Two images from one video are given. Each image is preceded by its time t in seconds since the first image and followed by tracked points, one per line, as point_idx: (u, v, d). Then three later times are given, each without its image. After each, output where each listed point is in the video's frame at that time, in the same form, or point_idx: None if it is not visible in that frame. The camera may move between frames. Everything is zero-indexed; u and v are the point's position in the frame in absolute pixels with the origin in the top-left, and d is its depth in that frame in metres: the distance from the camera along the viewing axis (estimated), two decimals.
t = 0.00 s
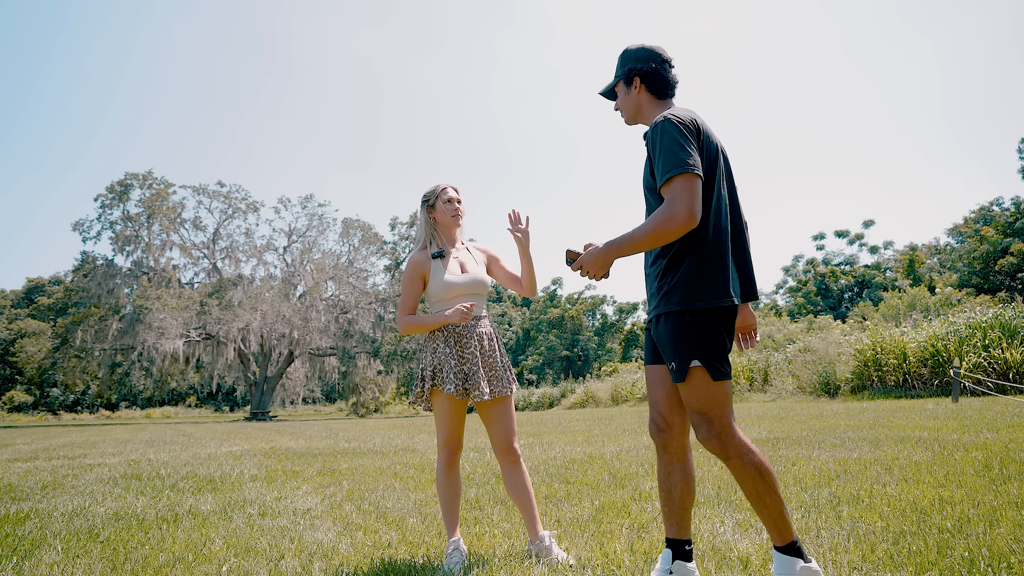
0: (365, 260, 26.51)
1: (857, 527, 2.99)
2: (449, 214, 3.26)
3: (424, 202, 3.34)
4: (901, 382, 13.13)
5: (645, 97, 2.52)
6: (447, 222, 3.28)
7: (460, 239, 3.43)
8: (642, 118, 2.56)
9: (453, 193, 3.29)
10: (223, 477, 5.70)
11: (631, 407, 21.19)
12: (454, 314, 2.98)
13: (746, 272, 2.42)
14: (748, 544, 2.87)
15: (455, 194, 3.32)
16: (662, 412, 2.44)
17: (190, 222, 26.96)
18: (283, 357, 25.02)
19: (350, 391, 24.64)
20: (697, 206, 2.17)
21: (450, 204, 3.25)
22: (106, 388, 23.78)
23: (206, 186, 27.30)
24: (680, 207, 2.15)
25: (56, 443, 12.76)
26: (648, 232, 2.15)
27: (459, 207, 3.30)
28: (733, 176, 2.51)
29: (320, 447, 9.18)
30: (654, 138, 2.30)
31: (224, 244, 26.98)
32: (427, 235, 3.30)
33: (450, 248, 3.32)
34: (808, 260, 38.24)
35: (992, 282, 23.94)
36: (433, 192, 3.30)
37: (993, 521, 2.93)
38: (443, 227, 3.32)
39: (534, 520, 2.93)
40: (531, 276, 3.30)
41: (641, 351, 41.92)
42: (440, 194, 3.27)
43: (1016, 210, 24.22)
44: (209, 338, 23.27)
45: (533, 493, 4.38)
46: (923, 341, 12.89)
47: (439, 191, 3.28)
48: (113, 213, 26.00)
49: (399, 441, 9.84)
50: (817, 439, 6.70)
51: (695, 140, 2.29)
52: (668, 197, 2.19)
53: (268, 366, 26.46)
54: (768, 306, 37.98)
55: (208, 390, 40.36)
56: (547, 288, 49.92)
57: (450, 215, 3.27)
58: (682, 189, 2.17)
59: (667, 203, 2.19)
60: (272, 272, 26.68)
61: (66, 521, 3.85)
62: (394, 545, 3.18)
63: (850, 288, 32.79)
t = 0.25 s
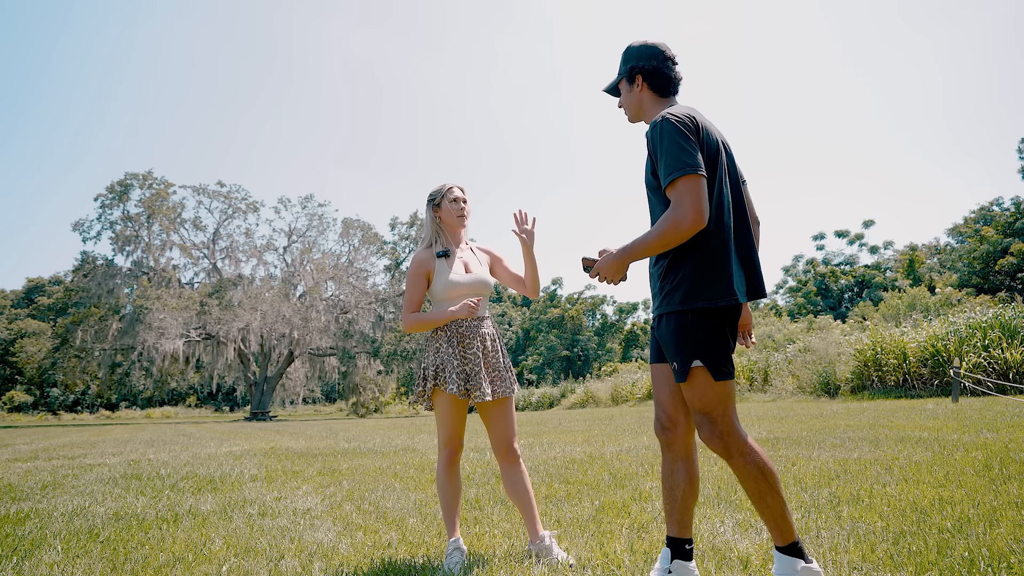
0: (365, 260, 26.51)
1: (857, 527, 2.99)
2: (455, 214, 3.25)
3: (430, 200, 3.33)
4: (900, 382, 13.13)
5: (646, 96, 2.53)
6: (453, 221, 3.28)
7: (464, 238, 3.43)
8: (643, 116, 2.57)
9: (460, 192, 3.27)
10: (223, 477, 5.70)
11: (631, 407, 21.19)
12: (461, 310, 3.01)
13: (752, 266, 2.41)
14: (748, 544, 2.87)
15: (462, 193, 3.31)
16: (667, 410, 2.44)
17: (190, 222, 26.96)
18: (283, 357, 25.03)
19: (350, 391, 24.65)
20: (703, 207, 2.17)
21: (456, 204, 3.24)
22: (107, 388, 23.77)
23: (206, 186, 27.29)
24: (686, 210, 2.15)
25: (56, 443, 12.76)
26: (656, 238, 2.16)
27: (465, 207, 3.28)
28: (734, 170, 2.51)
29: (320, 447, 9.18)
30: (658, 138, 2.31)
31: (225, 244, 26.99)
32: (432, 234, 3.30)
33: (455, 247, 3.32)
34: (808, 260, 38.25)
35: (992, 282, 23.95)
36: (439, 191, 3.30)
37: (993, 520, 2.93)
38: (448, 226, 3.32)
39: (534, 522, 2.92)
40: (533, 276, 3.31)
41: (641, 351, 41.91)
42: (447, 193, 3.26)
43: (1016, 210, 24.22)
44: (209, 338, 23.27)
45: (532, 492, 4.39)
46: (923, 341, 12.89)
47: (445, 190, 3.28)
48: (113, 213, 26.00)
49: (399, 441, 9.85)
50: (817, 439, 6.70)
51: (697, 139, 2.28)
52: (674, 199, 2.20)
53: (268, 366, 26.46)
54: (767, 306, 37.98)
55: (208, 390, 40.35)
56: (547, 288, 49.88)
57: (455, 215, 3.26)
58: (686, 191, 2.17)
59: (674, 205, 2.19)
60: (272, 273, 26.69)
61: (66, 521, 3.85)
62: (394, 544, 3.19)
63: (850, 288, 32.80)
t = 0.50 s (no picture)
0: (365, 260, 26.51)
1: (857, 527, 2.99)
2: (457, 214, 3.26)
3: (432, 200, 3.33)
4: (900, 382, 13.13)
5: (648, 97, 2.53)
6: (455, 221, 3.28)
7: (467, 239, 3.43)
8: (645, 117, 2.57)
9: (462, 192, 3.27)
10: (223, 477, 5.70)
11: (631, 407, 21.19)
12: (463, 308, 3.02)
13: (748, 268, 2.43)
14: (748, 544, 2.87)
15: (465, 193, 3.30)
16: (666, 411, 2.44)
17: (190, 222, 26.95)
18: (283, 357, 25.04)
19: (350, 391, 24.65)
20: (714, 203, 2.16)
21: (458, 204, 3.25)
22: (106, 388, 23.76)
23: (206, 186, 27.28)
24: (697, 207, 2.15)
25: (56, 443, 12.76)
26: (667, 238, 2.17)
27: (468, 207, 3.29)
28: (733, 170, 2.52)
29: (320, 447, 9.18)
30: (665, 136, 2.30)
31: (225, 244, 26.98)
32: (434, 234, 3.30)
33: (457, 247, 3.32)
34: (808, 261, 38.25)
35: (992, 283, 23.94)
36: (442, 190, 3.29)
37: (993, 521, 2.93)
38: (450, 227, 3.32)
39: (535, 522, 2.92)
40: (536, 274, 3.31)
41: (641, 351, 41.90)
42: (449, 193, 3.26)
43: (1016, 210, 24.23)
44: (209, 338, 23.27)
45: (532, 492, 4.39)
46: (923, 341, 12.89)
47: (447, 189, 3.27)
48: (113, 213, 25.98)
49: (399, 441, 9.85)
50: (817, 439, 6.70)
51: (703, 137, 2.28)
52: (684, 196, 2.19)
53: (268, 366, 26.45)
54: (767, 306, 37.98)
55: (208, 390, 40.34)
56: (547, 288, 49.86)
57: (457, 215, 3.26)
58: (694, 187, 2.17)
59: (685, 202, 2.18)
60: (272, 272, 26.68)
61: (66, 521, 3.86)
62: (394, 545, 3.18)
63: (850, 288, 32.80)
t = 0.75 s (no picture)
0: (365, 260, 26.51)
1: (857, 527, 2.99)
2: (457, 215, 3.26)
3: (432, 201, 3.34)
4: (900, 382, 13.13)
5: (653, 100, 2.53)
6: (455, 222, 3.28)
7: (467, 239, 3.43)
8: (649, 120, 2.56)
9: (462, 192, 3.27)
10: (223, 477, 5.70)
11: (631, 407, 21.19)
12: (461, 309, 3.02)
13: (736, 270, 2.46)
14: (748, 545, 2.87)
15: (465, 194, 3.30)
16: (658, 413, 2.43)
17: (190, 222, 26.94)
18: (283, 357, 25.04)
19: (350, 391, 24.66)
20: (731, 197, 2.17)
21: (458, 205, 3.24)
22: (106, 388, 23.75)
23: (206, 186, 27.27)
24: (715, 201, 2.14)
25: (57, 443, 12.76)
26: (685, 229, 2.14)
27: (468, 207, 3.29)
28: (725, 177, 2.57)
29: (320, 447, 9.18)
30: (681, 135, 2.29)
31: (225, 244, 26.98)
32: (433, 235, 3.30)
33: (456, 248, 3.32)
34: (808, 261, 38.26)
35: (992, 283, 23.94)
36: (442, 191, 3.30)
37: (992, 520, 2.93)
38: (450, 227, 3.32)
39: (535, 521, 2.93)
40: (535, 274, 3.31)
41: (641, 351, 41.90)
42: (449, 193, 3.26)
43: (1016, 210, 24.23)
44: (209, 338, 23.26)
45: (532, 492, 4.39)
46: (923, 341, 12.89)
47: (447, 189, 3.28)
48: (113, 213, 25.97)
49: (399, 441, 9.85)
50: (817, 439, 6.70)
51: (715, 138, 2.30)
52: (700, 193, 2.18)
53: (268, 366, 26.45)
54: (767, 306, 37.99)
55: (208, 390, 40.33)
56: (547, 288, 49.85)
57: (456, 216, 3.26)
58: (710, 182, 2.17)
59: (702, 195, 2.16)
60: (272, 272, 26.68)
61: (66, 521, 3.86)
62: (394, 545, 3.18)
63: (850, 288, 32.80)
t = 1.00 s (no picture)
0: (365, 260, 26.50)
1: (857, 527, 2.99)
2: (455, 216, 3.25)
3: (430, 201, 3.34)
4: (900, 382, 13.13)
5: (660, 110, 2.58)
6: (452, 223, 3.28)
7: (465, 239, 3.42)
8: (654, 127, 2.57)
9: (459, 193, 3.27)
10: (223, 477, 5.70)
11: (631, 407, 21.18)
12: (455, 310, 3.01)
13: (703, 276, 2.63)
14: (748, 545, 2.87)
15: (462, 194, 3.30)
16: (649, 415, 2.40)
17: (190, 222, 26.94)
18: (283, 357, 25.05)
19: (350, 391, 24.65)
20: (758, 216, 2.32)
21: (456, 205, 3.24)
22: (106, 388, 23.74)
23: (206, 186, 27.25)
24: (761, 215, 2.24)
25: (57, 443, 12.76)
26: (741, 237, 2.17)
27: (466, 208, 3.28)
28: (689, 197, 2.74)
29: (320, 447, 9.18)
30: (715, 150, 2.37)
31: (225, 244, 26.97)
32: (432, 235, 3.31)
33: (454, 248, 3.32)
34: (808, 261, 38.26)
35: (992, 282, 23.94)
36: (439, 192, 3.29)
37: (993, 520, 2.93)
38: (448, 227, 3.32)
39: (535, 519, 2.93)
40: (532, 274, 3.31)
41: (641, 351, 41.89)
42: (446, 194, 3.26)
43: (1016, 210, 24.24)
44: (209, 338, 23.26)
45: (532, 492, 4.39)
46: (923, 341, 12.89)
47: (444, 190, 3.27)
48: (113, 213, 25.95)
49: (399, 441, 9.85)
50: (817, 439, 6.70)
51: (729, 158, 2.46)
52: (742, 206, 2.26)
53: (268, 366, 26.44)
54: (767, 306, 37.97)
55: (208, 390, 40.33)
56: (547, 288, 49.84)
57: (452, 216, 3.26)
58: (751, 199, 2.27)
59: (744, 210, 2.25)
60: (272, 272, 26.67)
61: (66, 521, 3.86)
62: (394, 545, 3.19)
63: (850, 288, 32.80)
